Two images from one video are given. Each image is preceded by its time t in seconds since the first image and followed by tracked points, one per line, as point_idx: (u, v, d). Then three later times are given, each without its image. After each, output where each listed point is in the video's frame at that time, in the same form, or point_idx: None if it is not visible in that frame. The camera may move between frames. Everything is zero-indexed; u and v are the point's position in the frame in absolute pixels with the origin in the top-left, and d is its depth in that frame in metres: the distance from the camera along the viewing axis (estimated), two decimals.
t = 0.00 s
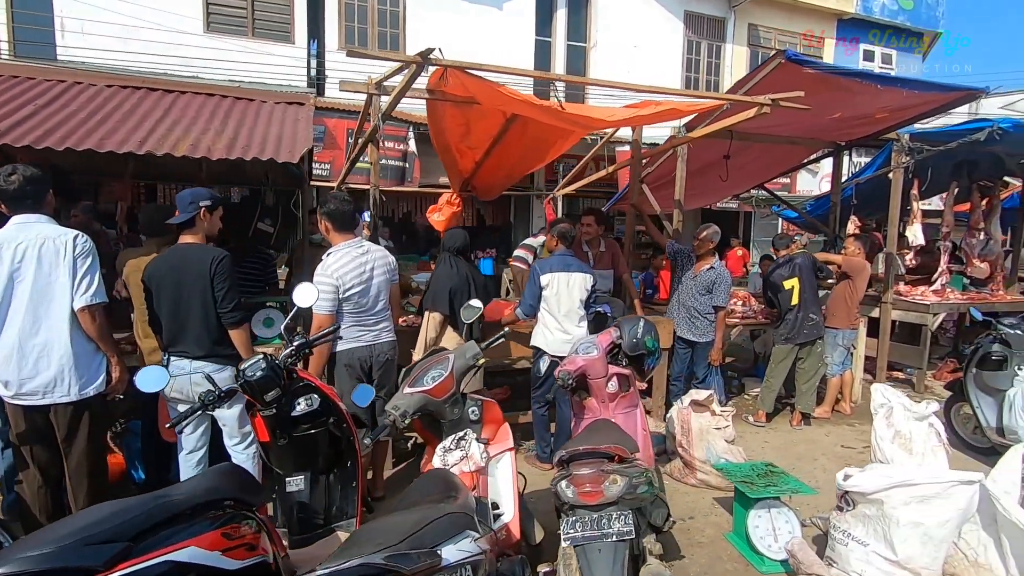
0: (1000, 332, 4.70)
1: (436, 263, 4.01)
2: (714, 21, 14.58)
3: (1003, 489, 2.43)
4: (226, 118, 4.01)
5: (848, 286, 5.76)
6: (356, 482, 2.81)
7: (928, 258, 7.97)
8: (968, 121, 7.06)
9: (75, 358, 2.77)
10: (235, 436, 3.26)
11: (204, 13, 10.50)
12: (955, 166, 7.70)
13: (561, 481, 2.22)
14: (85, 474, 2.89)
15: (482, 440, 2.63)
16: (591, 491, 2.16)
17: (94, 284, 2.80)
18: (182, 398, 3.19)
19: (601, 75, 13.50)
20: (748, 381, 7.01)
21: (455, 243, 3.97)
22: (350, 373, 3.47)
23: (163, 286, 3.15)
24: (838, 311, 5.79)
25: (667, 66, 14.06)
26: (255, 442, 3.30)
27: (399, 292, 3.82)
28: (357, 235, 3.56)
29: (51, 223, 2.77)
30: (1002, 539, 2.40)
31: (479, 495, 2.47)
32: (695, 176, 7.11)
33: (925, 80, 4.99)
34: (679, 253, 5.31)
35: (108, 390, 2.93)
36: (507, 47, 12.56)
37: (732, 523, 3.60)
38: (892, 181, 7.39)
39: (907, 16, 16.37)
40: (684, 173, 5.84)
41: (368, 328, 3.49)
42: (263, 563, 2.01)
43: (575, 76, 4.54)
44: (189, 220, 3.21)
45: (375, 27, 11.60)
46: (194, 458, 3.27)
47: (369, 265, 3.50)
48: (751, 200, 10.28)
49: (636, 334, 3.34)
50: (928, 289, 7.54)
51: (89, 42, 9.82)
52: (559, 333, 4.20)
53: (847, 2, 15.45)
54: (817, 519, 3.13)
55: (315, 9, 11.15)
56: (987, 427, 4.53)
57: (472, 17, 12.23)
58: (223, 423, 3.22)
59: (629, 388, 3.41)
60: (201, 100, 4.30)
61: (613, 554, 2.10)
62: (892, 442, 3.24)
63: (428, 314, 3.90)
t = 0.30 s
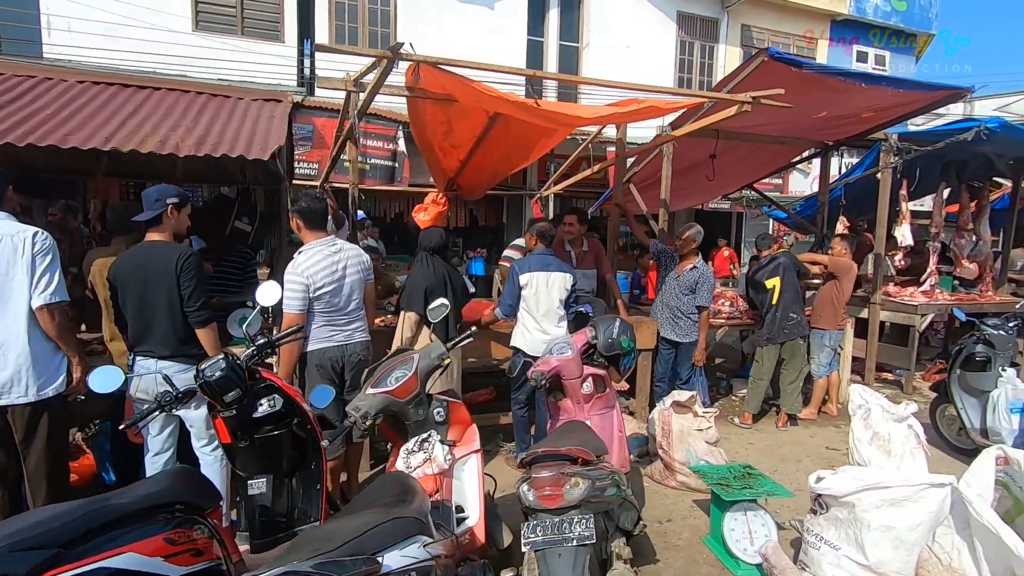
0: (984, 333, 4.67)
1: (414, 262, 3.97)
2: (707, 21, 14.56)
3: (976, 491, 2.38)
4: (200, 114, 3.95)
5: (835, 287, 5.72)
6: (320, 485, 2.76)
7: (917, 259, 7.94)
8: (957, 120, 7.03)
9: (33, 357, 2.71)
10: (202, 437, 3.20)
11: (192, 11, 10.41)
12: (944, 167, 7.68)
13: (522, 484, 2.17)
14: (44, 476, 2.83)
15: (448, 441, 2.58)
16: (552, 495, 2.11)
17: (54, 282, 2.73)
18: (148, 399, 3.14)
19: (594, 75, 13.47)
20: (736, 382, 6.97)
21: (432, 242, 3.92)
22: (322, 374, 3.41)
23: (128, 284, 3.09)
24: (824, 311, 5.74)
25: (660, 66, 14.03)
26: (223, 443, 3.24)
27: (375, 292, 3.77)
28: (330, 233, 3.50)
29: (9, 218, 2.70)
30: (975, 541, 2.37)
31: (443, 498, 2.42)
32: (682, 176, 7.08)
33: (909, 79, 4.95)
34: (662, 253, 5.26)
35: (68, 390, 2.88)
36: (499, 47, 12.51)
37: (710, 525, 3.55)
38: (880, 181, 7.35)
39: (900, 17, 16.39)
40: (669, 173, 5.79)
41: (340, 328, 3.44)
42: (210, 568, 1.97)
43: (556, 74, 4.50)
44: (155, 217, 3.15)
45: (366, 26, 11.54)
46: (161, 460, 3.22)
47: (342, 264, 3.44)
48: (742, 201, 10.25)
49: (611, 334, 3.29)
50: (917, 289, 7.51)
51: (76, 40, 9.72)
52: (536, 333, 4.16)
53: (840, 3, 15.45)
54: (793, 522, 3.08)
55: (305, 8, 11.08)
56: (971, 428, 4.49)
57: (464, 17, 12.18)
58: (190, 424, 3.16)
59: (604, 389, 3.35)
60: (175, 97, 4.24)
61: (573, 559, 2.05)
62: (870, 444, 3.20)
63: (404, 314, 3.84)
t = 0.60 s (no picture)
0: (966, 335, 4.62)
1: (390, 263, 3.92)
2: (700, 22, 14.53)
3: (946, 497, 2.32)
4: (174, 112, 3.90)
5: (820, 289, 5.68)
6: (280, 490, 2.71)
7: (906, 261, 7.91)
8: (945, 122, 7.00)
9: None
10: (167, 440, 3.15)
11: (181, 9, 10.32)
12: (933, 168, 7.66)
13: (480, 489, 2.12)
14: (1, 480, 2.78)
15: (411, 445, 2.53)
16: (509, 501, 2.05)
17: (11, 282, 2.67)
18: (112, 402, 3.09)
19: (586, 76, 13.44)
20: (723, 384, 6.92)
21: (408, 243, 3.88)
22: (291, 376, 3.35)
23: (92, 284, 3.04)
24: (809, 313, 5.70)
25: (652, 67, 14.00)
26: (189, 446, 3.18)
27: (349, 292, 3.72)
28: (301, 233, 3.45)
29: None
30: (945, 547, 2.32)
31: (403, 504, 2.38)
32: (668, 177, 7.06)
33: (893, 79, 4.93)
34: (645, 253, 5.22)
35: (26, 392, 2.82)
36: (490, 47, 12.47)
37: (686, 530, 3.50)
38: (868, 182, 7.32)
39: (893, 19, 16.40)
40: (654, 173, 5.74)
41: (311, 330, 3.38)
42: None
43: (536, 73, 4.46)
44: (120, 215, 3.09)
45: (356, 25, 11.48)
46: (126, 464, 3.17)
47: (313, 264, 3.38)
48: (733, 202, 10.22)
49: (585, 336, 3.24)
50: (906, 291, 7.48)
51: (62, 38, 9.64)
52: (514, 334, 4.11)
53: (833, 5, 15.46)
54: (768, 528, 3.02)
55: (295, 7, 11.01)
56: (954, 431, 4.45)
57: (455, 16, 12.13)
58: (155, 427, 3.11)
59: (578, 391, 3.31)
60: (150, 94, 4.18)
61: (530, 567, 2.00)
62: (847, 448, 3.16)
63: (378, 315, 3.79)
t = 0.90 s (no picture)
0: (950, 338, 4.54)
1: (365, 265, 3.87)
2: (694, 21, 14.47)
3: (918, 506, 2.28)
4: (145, 112, 3.83)
5: (808, 290, 5.63)
6: (240, 498, 2.71)
7: (897, 261, 7.86)
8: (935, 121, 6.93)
9: None
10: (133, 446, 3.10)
11: (169, 8, 10.23)
12: (924, 168, 7.61)
13: (437, 501, 2.07)
14: None
15: (375, 453, 2.48)
16: (466, 513, 2.00)
17: None
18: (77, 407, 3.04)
19: (579, 75, 13.38)
20: (712, 386, 6.87)
21: (384, 245, 3.83)
22: (261, 381, 3.29)
23: (56, 286, 2.98)
24: (797, 315, 5.65)
25: (646, 66, 13.94)
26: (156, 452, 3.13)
27: (324, 295, 3.66)
28: (272, 235, 3.40)
29: None
30: (916, 557, 2.27)
31: (364, 515, 2.32)
32: (654, 178, 7.02)
33: (879, 79, 4.87)
34: (628, 254, 5.17)
35: None
36: (482, 46, 12.40)
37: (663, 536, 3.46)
38: (858, 182, 7.27)
39: (888, 18, 16.34)
40: (640, 174, 5.68)
41: (281, 334, 3.33)
42: None
43: (516, 73, 4.40)
44: (85, 217, 3.03)
45: (347, 24, 11.39)
46: (92, 469, 3.12)
47: (284, 267, 3.32)
48: (725, 201, 10.17)
49: (559, 340, 3.19)
50: (896, 292, 7.43)
51: (49, 36, 9.57)
52: (493, 338, 4.05)
53: (827, 4, 15.40)
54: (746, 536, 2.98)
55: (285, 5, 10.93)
56: (938, 435, 4.40)
57: (447, 15, 12.05)
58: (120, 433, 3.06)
59: (553, 396, 3.27)
60: (123, 94, 4.12)
61: None
62: (824, 454, 3.11)
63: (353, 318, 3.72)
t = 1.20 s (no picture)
0: (935, 339, 4.53)
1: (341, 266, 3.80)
2: (688, 19, 14.41)
3: (890, 514, 2.23)
4: (116, 110, 3.76)
5: (794, 291, 5.59)
6: (201, 505, 2.67)
7: (888, 261, 7.82)
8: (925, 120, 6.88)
9: None
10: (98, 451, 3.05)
11: (157, 6, 10.13)
12: (914, 168, 7.57)
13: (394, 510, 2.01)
14: None
15: (337, 459, 2.43)
16: (423, 524, 1.94)
17: None
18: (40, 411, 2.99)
19: (572, 74, 13.31)
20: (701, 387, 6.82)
21: (361, 246, 3.77)
22: (229, 384, 3.23)
23: (17, 288, 2.91)
24: (784, 316, 5.61)
25: (639, 65, 13.88)
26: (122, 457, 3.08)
27: (297, 297, 3.61)
28: (243, 235, 3.34)
29: None
30: (889, 565, 2.22)
31: (324, 523, 2.27)
32: (641, 177, 6.98)
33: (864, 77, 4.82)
34: (612, 254, 5.13)
35: None
36: (474, 44, 12.32)
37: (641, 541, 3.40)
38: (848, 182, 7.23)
39: (883, 17, 16.28)
40: (626, 173, 5.63)
41: (251, 336, 3.27)
42: None
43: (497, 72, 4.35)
44: (47, 218, 2.97)
45: (337, 22, 11.31)
46: (56, 475, 3.07)
47: (254, 269, 3.25)
48: (717, 200, 10.11)
49: (534, 342, 3.13)
50: (887, 292, 7.39)
51: (34, 34, 9.47)
52: (471, 340, 3.99)
53: (822, 2, 15.35)
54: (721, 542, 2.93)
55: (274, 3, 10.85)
56: (923, 437, 4.35)
57: (438, 13, 11.97)
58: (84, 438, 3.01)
59: (527, 400, 3.22)
60: (95, 93, 4.06)
61: None
62: (802, 458, 3.07)
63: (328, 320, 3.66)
